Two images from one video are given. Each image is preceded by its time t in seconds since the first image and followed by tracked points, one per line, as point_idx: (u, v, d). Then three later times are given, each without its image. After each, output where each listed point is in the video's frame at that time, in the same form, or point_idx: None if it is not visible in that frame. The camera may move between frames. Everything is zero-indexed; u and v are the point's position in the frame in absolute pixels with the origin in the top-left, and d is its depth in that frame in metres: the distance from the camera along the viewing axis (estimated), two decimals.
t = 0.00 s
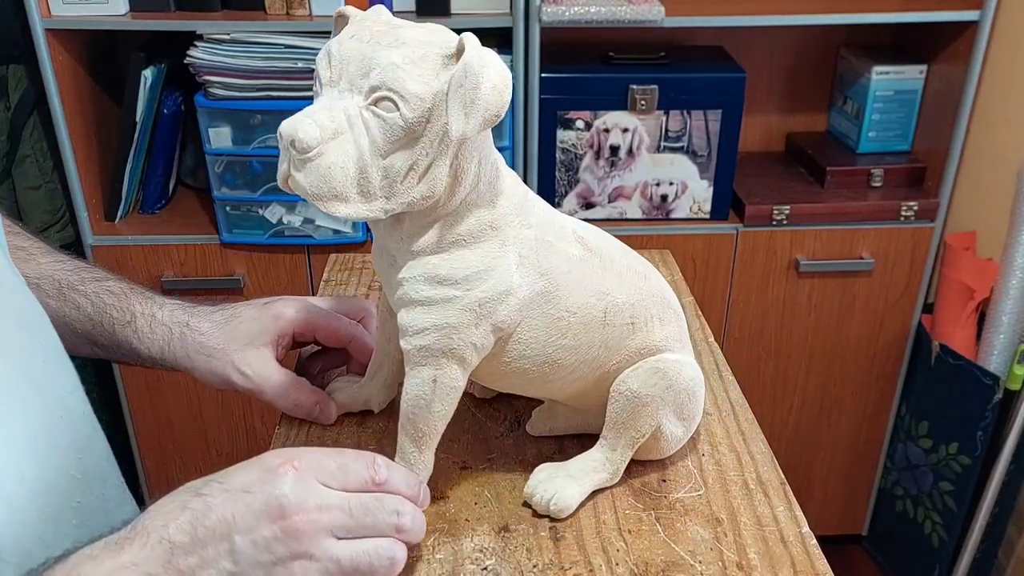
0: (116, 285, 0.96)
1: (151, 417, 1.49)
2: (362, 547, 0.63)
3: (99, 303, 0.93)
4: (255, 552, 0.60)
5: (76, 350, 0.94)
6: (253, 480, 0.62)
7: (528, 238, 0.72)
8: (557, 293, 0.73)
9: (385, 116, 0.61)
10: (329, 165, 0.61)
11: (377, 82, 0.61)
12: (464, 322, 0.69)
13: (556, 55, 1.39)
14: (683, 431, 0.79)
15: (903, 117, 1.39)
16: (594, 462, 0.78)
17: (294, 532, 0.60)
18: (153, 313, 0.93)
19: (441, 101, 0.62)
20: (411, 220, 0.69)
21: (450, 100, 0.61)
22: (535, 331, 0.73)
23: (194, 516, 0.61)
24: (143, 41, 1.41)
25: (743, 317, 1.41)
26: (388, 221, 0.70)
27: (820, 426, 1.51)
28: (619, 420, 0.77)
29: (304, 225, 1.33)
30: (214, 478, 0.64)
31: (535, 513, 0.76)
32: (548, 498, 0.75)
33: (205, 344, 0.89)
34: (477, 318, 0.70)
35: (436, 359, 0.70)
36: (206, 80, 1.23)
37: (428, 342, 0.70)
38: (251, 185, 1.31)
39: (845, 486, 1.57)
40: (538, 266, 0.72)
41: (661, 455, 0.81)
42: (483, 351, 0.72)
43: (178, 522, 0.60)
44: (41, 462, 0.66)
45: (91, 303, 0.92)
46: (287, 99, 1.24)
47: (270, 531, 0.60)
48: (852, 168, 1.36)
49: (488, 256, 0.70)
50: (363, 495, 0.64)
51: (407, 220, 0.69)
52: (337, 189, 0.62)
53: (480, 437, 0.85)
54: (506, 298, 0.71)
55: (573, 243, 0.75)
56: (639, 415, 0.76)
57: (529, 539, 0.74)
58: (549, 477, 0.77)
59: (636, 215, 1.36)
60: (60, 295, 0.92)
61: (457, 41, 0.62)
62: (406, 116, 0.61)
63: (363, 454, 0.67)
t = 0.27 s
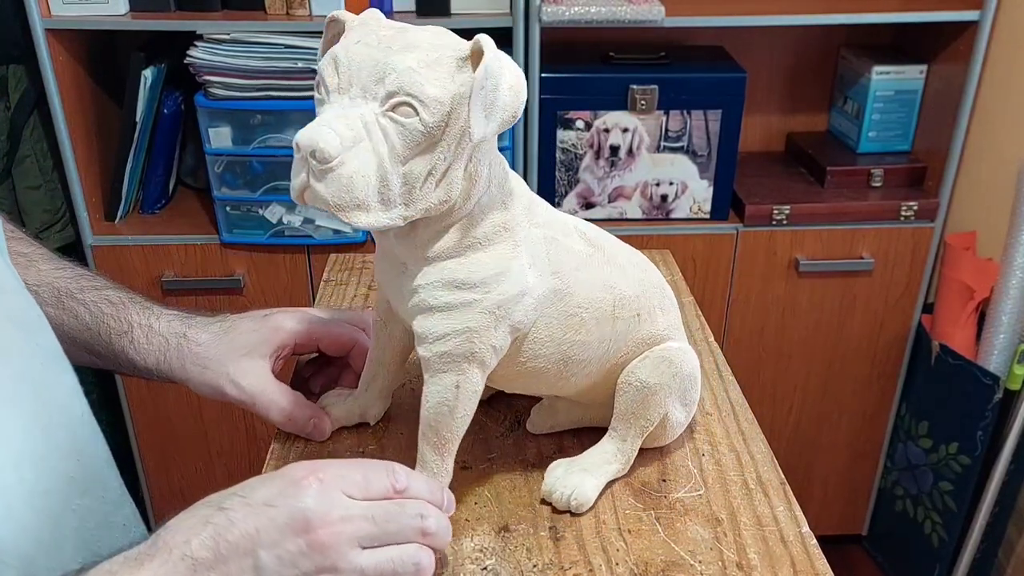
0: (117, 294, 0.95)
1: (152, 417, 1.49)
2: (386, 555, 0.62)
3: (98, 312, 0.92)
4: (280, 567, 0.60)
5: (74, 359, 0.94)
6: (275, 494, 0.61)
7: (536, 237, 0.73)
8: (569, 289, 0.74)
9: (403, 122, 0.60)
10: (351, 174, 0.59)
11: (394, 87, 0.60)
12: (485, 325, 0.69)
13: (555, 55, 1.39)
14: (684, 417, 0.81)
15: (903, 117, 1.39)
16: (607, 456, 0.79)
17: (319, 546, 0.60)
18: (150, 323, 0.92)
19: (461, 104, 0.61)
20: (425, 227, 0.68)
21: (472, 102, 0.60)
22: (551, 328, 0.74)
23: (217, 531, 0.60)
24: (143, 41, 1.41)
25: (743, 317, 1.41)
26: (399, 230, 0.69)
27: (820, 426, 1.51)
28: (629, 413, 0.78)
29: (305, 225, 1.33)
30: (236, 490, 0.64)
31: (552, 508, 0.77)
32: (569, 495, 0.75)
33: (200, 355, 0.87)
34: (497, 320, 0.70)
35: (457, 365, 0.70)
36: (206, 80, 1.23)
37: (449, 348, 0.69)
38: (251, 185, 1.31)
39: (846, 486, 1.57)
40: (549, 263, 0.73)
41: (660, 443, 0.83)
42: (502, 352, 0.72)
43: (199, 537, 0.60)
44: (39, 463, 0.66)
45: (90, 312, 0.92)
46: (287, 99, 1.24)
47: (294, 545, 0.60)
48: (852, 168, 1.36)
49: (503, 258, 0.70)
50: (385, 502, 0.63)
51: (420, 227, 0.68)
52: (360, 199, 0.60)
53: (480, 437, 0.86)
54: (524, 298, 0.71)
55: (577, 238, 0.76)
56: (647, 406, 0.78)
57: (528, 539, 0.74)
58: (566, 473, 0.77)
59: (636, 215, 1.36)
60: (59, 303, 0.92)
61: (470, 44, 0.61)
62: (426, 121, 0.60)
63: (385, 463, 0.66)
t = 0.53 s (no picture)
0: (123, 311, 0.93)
1: (152, 417, 1.49)
2: None
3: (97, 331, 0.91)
4: None
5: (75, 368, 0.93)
6: (313, 512, 0.61)
7: (548, 237, 0.72)
8: (583, 285, 0.74)
9: (435, 129, 0.58)
10: (390, 187, 0.57)
11: (422, 95, 0.57)
12: (513, 330, 0.68)
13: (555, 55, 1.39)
14: (682, 402, 0.84)
15: (903, 117, 1.39)
16: (622, 449, 0.80)
17: (359, 567, 0.60)
18: (140, 338, 0.91)
19: (487, 107, 0.60)
20: (447, 239, 0.66)
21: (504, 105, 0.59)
22: (569, 326, 0.74)
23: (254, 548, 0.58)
24: (143, 41, 1.41)
25: (742, 317, 1.41)
26: (419, 245, 0.66)
27: (820, 426, 1.51)
28: (641, 402, 0.80)
29: (305, 225, 1.33)
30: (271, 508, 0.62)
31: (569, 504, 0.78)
32: (593, 491, 0.76)
33: (189, 374, 0.86)
34: (524, 324, 0.69)
35: (489, 372, 0.69)
36: (206, 80, 1.23)
37: (481, 356, 0.68)
38: (251, 185, 1.32)
39: (846, 486, 1.57)
40: (562, 262, 0.73)
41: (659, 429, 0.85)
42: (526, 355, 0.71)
43: (237, 556, 0.58)
44: (41, 463, 0.66)
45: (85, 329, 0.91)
46: (287, 99, 1.24)
47: (332, 567, 0.60)
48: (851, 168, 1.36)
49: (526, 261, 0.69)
50: (424, 520, 0.63)
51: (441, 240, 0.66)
52: (399, 213, 0.58)
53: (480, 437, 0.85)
54: (546, 300, 0.70)
55: (579, 234, 0.77)
56: (653, 394, 0.80)
57: (529, 539, 0.74)
58: (587, 470, 0.78)
59: (636, 215, 1.36)
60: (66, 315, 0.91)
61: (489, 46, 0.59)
62: (457, 127, 0.59)
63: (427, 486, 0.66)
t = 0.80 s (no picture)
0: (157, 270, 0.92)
1: (152, 417, 1.49)
2: None
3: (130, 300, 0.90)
4: None
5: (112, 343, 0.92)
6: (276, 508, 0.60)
7: (551, 236, 0.73)
8: (587, 283, 0.75)
9: (445, 128, 0.58)
10: (403, 186, 0.56)
11: (432, 94, 0.57)
12: (522, 329, 0.68)
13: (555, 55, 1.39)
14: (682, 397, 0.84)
15: (903, 117, 1.39)
16: (627, 447, 0.80)
17: None
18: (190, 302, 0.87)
19: (495, 106, 0.60)
20: (454, 241, 0.66)
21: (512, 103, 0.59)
22: (574, 324, 0.74)
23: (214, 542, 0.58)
24: (143, 41, 1.41)
25: (743, 317, 1.41)
26: (426, 248, 0.66)
27: (820, 427, 1.51)
28: (645, 401, 0.80)
29: (305, 225, 1.33)
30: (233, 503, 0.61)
31: (575, 504, 0.78)
32: (600, 491, 0.76)
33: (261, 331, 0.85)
34: (532, 323, 0.69)
35: (500, 372, 0.69)
36: (206, 80, 1.23)
37: (490, 357, 0.68)
38: (251, 185, 1.32)
39: (846, 486, 1.57)
40: (566, 262, 0.73)
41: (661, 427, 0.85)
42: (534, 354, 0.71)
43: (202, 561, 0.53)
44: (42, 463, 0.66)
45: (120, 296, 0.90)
46: (287, 99, 1.24)
47: None
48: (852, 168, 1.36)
49: (533, 261, 0.69)
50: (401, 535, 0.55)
51: (449, 242, 0.65)
52: (411, 212, 0.57)
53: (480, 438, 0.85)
54: (553, 299, 0.70)
55: (579, 233, 0.77)
56: (655, 392, 0.80)
57: (528, 538, 0.74)
58: (593, 470, 0.78)
59: (636, 215, 1.36)
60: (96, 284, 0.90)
61: (495, 45, 0.60)
62: (466, 126, 0.59)
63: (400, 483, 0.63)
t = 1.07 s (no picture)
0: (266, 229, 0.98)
1: (151, 417, 1.49)
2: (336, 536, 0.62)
3: (241, 253, 0.94)
4: (234, 547, 0.59)
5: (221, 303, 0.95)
6: (227, 476, 0.61)
7: (551, 237, 0.72)
8: (587, 284, 0.75)
9: (447, 130, 0.58)
10: (404, 188, 0.56)
11: (433, 96, 0.57)
12: (522, 331, 0.68)
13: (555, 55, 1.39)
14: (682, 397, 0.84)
15: (903, 117, 1.39)
16: (627, 447, 0.80)
17: (268, 524, 0.60)
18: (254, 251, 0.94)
19: (496, 108, 0.60)
20: (455, 243, 0.66)
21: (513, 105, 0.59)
22: (575, 325, 0.74)
23: (173, 512, 0.60)
24: (143, 41, 1.41)
25: (743, 316, 1.41)
26: (427, 250, 0.66)
27: (820, 427, 1.51)
28: (645, 400, 0.80)
29: (305, 225, 1.33)
30: (189, 472, 0.63)
31: (575, 504, 0.78)
32: (601, 491, 0.76)
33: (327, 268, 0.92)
34: (532, 325, 0.69)
35: (501, 373, 0.69)
36: (206, 80, 1.23)
37: (491, 359, 0.68)
38: (251, 185, 1.32)
39: (845, 486, 1.57)
40: (566, 263, 0.73)
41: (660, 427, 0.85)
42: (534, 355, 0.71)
43: (155, 519, 0.59)
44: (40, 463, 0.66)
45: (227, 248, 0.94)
46: (287, 99, 1.24)
47: (244, 525, 0.59)
48: (852, 168, 1.36)
49: (534, 262, 0.69)
50: (337, 482, 0.63)
51: (449, 244, 0.65)
52: (412, 215, 0.57)
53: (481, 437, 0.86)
54: (553, 301, 0.70)
55: (579, 233, 0.77)
56: (655, 392, 0.80)
57: (528, 539, 0.74)
58: (593, 469, 0.78)
59: (636, 215, 1.36)
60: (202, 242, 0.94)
61: (495, 48, 0.59)
62: (467, 128, 0.58)
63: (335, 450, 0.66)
